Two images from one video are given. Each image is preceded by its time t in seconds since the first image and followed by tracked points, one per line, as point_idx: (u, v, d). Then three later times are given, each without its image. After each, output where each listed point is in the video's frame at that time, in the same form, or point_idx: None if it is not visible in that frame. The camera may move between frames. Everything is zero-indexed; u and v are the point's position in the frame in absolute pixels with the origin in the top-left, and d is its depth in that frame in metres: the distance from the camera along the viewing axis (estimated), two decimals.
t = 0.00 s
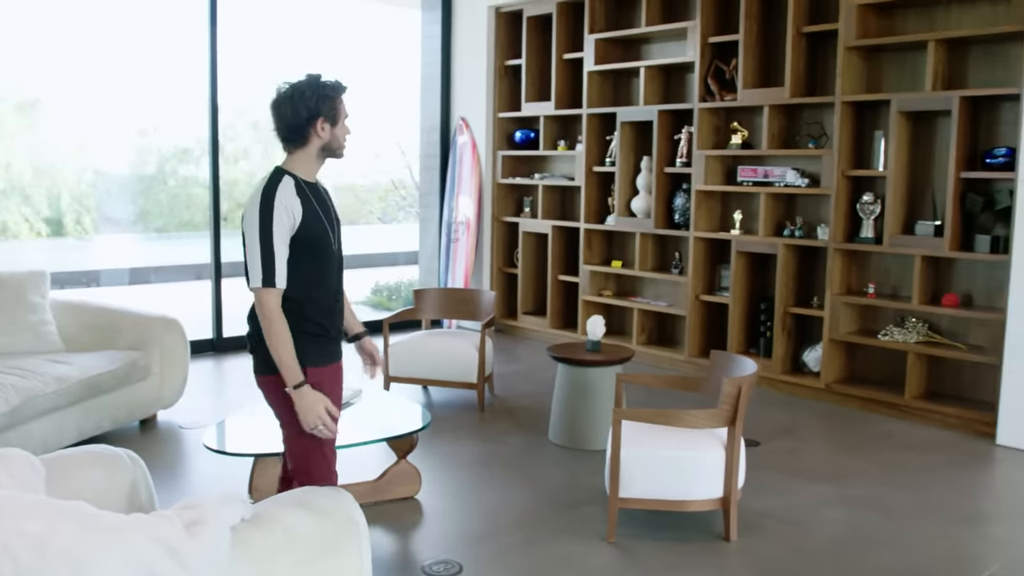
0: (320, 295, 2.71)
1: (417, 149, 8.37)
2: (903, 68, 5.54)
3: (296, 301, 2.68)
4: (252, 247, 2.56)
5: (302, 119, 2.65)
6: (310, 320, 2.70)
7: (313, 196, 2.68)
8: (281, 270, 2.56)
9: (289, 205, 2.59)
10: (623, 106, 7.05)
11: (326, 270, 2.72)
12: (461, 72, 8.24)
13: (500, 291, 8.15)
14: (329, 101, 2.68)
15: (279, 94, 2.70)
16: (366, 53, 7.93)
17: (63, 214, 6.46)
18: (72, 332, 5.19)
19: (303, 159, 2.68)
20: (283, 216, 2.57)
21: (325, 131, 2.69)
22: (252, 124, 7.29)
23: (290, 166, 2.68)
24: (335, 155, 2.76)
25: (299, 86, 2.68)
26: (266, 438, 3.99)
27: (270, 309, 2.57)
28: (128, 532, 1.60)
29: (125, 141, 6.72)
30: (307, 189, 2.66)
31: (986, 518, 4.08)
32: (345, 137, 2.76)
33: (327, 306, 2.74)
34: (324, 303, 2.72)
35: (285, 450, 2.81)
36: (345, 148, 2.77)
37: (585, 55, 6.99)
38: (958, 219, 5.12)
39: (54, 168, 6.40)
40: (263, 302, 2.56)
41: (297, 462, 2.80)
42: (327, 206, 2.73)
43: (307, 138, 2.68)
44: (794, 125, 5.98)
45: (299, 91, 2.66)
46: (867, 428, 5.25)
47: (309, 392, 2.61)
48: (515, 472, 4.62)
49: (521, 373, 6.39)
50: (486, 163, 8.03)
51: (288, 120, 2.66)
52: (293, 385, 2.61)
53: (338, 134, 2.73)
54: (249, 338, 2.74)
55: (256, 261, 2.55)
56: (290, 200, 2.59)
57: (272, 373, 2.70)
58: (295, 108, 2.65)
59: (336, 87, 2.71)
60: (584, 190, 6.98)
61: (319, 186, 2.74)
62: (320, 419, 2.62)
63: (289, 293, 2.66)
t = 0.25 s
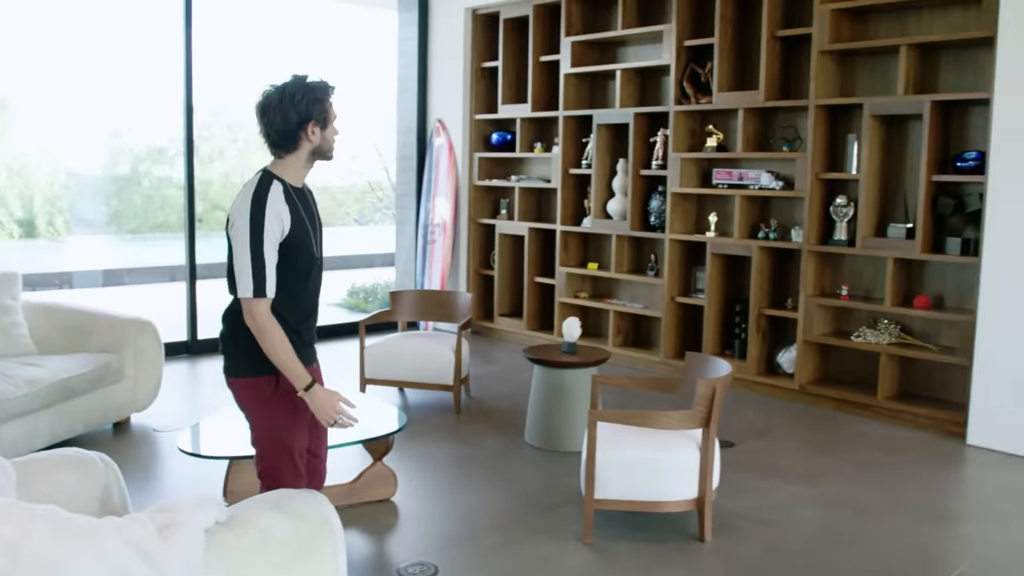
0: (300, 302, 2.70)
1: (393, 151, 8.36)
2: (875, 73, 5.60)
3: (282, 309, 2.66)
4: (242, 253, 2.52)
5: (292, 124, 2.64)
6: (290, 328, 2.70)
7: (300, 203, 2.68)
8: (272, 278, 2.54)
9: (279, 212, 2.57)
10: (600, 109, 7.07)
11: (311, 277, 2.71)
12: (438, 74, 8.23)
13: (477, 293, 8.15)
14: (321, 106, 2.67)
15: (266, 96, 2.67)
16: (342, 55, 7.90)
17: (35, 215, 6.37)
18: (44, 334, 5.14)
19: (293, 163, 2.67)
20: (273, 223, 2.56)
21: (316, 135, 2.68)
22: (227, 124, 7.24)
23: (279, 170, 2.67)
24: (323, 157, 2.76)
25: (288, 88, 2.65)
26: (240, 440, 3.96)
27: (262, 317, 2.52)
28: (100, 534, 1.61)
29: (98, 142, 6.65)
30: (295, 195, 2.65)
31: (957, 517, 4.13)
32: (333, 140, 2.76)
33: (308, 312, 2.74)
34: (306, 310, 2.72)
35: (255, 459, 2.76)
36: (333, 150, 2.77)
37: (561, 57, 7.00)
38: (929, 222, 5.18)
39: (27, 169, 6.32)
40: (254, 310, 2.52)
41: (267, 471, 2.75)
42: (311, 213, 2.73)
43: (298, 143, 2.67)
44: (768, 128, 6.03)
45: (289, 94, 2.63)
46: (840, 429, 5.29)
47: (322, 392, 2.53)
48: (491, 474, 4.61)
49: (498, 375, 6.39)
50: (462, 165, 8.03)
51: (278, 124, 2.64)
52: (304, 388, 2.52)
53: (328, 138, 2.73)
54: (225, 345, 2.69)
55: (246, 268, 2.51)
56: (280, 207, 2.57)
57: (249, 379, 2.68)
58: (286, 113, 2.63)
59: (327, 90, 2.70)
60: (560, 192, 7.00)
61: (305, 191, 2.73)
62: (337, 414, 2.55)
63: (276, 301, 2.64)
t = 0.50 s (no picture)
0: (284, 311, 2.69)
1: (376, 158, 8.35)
2: (855, 81, 5.64)
3: (267, 317, 2.64)
4: (224, 262, 2.50)
5: (276, 131, 2.62)
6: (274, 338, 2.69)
7: (284, 211, 2.66)
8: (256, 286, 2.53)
9: (264, 220, 2.55)
10: (582, 115, 7.09)
11: (296, 284, 2.70)
12: (421, 80, 8.23)
13: (459, 299, 8.15)
14: (306, 113, 2.65)
15: (251, 103, 2.65)
16: (325, 61, 7.89)
17: (15, 222, 6.33)
18: (23, 342, 5.09)
19: (277, 171, 2.65)
20: (258, 231, 2.54)
21: (300, 142, 2.66)
22: (210, 130, 7.21)
23: (262, 177, 2.65)
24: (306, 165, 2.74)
25: (273, 95, 2.63)
26: (221, 448, 3.94)
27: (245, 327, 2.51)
28: (78, 544, 1.64)
29: (78, 148, 6.61)
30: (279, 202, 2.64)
31: (937, 522, 4.15)
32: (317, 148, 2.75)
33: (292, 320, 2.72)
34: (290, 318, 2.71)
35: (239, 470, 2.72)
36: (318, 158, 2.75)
37: (544, 64, 7.02)
38: (908, 228, 5.22)
39: (7, 175, 6.27)
40: (236, 320, 2.50)
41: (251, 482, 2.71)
42: (295, 221, 2.71)
43: (282, 150, 2.65)
44: (749, 136, 6.06)
45: (274, 102, 2.61)
46: (822, 435, 5.31)
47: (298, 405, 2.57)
48: (473, 481, 4.61)
49: (480, 382, 6.38)
50: (445, 172, 8.03)
51: (263, 131, 2.62)
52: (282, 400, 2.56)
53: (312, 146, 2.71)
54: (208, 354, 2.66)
55: (229, 277, 2.49)
56: (265, 215, 2.56)
57: (236, 388, 2.65)
58: (270, 120, 2.61)
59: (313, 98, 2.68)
60: (543, 199, 7.01)
61: (288, 198, 2.72)
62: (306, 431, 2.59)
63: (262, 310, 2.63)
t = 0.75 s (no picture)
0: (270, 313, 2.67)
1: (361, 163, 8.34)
2: (837, 86, 5.67)
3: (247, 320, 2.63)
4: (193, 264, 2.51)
5: (242, 136, 2.61)
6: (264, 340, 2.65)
7: (259, 213, 2.64)
8: (222, 289, 2.52)
9: (234, 222, 2.54)
10: (567, 120, 7.11)
11: (274, 286, 2.67)
12: (405, 85, 8.24)
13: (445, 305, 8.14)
14: (271, 117, 2.63)
15: (220, 108, 2.65)
16: (310, 67, 7.88)
17: None
18: (4, 349, 5.06)
19: (245, 175, 2.63)
20: (226, 233, 2.52)
21: (267, 147, 2.64)
22: (194, 135, 7.19)
23: (234, 183, 2.64)
24: (279, 169, 2.71)
25: (241, 99, 2.62)
26: (203, 455, 3.92)
27: (218, 321, 2.52)
28: (54, 553, 1.66)
29: (61, 154, 6.58)
30: (251, 205, 2.61)
31: (919, 525, 4.18)
32: (290, 153, 2.72)
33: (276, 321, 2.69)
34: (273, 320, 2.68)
35: (221, 471, 2.69)
36: (291, 163, 2.73)
37: (528, 70, 7.04)
38: (890, 233, 5.25)
39: None
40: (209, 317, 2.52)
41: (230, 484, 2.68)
42: (274, 223, 2.69)
43: (250, 155, 2.64)
44: (732, 141, 6.09)
45: (240, 106, 2.61)
46: (805, 439, 5.33)
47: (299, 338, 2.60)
48: (457, 487, 4.60)
49: (465, 387, 6.38)
50: (430, 177, 8.03)
51: (230, 137, 2.62)
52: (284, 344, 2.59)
53: (283, 150, 2.69)
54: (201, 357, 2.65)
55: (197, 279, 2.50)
56: (234, 217, 2.54)
57: (225, 394, 2.63)
58: (236, 124, 2.61)
59: (279, 101, 2.65)
60: (528, 204, 7.02)
61: (265, 201, 2.70)
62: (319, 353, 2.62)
63: (239, 313, 2.61)
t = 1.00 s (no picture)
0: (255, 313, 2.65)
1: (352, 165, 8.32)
2: (827, 86, 5.68)
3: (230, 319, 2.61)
4: (172, 261, 2.51)
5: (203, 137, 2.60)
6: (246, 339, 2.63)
7: (241, 211, 2.63)
8: (200, 284, 2.51)
9: (211, 219, 2.54)
10: (558, 121, 7.10)
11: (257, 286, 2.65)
12: (396, 87, 8.23)
13: (437, 306, 8.13)
14: (215, 117, 2.57)
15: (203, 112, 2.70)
16: (301, 69, 7.87)
17: None
18: None
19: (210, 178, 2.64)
20: (203, 229, 2.52)
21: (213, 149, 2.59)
22: (186, 137, 7.17)
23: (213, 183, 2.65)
24: (240, 174, 2.61)
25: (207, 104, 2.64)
26: (193, 459, 3.91)
27: (195, 316, 2.51)
28: (36, 559, 1.66)
29: (53, 157, 6.56)
30: (229, 203, 2.60)
31: (909, 525, 4.18)
32: (243, 156, 2.59)
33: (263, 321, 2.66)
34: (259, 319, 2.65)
35: (203, 473, 2.68)
36: (242, 165, 2.60)
37: (518, 71, 7.03)
38: (880, 233, 5.26)
39: None
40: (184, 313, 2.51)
41: (212, 487, 2.67)
42: (257, 222, 2.67)
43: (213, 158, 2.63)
44: (723, 141, 6.09)
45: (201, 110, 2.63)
46: (797, 439, 5.34)
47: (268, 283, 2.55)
48: (448, 489, 4.60)
49: (458, 389, 6.38)
50: (421, 179, 8.02)
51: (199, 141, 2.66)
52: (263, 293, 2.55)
53: (231, 154, 2.59)
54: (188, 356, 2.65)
55: (175, 276, 2.50)
56: (212, 214, 2.54)
57: (207, 395, 2.62)
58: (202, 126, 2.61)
59: (226, 102, 2.57)
60: (519, 206, 7.01)
61: (252, 204, 2.68)
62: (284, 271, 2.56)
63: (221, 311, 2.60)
